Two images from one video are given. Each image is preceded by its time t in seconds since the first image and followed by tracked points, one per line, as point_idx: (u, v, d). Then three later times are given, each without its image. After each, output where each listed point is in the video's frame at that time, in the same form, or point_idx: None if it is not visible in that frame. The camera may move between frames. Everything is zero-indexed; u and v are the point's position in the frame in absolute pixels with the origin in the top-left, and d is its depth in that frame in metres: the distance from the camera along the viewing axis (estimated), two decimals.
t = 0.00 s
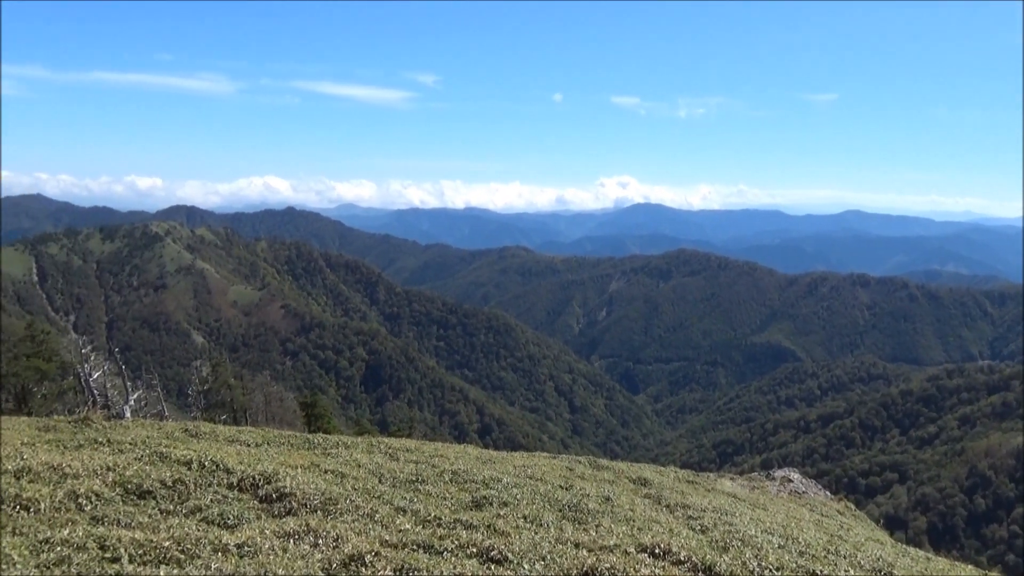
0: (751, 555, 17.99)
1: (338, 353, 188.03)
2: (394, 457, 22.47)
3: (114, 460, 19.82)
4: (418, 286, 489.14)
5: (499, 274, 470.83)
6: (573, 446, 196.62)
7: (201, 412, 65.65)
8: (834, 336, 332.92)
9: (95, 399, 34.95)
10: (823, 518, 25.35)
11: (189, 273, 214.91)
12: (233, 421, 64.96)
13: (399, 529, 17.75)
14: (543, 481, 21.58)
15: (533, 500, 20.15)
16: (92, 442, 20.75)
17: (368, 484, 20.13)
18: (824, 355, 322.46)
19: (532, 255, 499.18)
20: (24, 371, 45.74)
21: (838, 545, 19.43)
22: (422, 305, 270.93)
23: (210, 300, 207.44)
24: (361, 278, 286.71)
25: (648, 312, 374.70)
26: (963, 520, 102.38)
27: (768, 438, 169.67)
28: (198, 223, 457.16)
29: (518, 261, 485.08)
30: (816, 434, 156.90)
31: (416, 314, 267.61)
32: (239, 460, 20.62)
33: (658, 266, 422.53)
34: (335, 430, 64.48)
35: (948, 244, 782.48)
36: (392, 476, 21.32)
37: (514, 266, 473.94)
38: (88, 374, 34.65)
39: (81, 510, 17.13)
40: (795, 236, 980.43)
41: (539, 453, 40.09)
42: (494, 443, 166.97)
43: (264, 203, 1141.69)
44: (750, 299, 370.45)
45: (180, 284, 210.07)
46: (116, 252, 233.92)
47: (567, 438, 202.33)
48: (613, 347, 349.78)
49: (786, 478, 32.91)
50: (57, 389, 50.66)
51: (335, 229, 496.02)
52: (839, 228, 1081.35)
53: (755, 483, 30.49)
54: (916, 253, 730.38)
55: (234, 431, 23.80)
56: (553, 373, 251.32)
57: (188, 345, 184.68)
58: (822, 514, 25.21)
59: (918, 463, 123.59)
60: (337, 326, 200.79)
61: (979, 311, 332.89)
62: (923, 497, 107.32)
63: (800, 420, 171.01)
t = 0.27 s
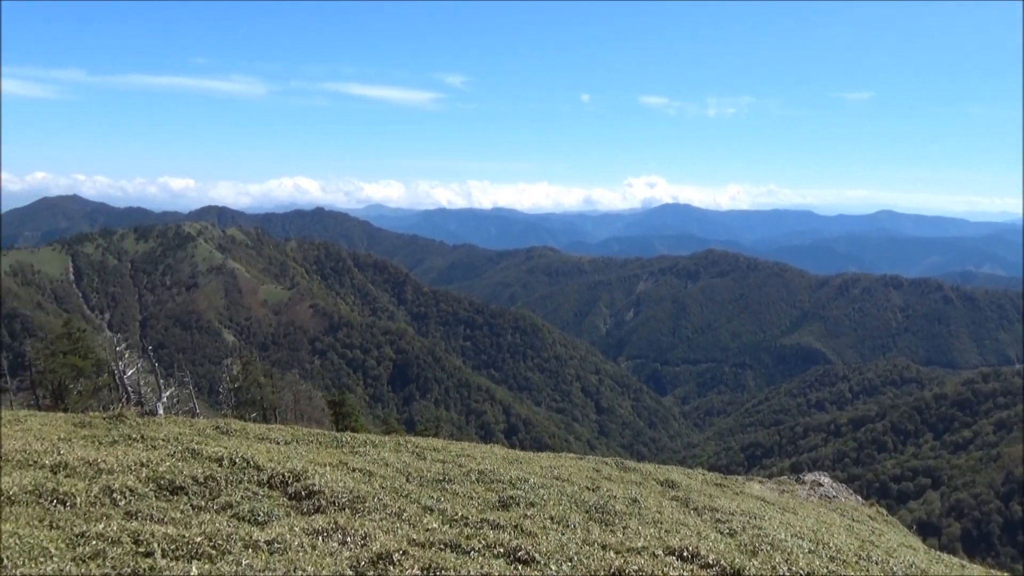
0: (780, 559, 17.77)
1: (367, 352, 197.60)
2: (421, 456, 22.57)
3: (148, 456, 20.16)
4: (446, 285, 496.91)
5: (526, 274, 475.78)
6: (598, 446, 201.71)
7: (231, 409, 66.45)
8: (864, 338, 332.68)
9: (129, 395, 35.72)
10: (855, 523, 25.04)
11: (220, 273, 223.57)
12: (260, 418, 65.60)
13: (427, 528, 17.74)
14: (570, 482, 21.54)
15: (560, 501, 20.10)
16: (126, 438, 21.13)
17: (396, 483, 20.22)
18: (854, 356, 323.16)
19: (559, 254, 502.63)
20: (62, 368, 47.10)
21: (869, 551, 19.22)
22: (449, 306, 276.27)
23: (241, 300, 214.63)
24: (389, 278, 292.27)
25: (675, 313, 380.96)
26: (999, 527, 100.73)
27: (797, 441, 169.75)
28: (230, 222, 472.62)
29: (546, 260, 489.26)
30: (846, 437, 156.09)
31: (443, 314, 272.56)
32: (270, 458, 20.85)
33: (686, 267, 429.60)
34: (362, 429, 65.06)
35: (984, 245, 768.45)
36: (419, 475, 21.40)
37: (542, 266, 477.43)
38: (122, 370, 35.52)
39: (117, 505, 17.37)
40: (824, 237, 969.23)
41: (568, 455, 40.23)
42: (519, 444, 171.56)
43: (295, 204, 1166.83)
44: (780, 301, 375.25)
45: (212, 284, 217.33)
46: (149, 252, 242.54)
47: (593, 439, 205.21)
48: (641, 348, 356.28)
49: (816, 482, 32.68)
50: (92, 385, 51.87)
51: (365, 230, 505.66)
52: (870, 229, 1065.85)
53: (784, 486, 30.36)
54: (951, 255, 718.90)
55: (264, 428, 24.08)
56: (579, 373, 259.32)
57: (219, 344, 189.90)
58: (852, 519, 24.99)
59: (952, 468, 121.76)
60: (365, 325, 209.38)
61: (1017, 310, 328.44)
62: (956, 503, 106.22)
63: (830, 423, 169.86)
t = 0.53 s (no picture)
0: (811, 561, 17.58)
1: (396, 350, 203.47)
2: (450, 454, 22.76)
3: (183, 451, 20.49)
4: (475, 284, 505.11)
5: (555, 273, 481.50)
6: (625, 446, 205.06)
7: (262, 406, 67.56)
8: (898, 339, 336.25)
9: (166, 390, 35.35)
10: (888, 527, 24.86)
11: (252, 270, 233.35)
12: (293, 414, 66.40)
13: (456, 525, 17.74)
14: (598, 482, 21.54)
15: (588, 500, 20.12)
16: (162, 433, 21.54)
17: (425, 480, 20.37)
18: (888, 357, 326.49)
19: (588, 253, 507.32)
20: (98, 365, 48.05)
21: (904, 554, 19.04)
22: (478, 305, 284.09)
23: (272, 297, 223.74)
24: (418, 276, 300.47)
25: (705, 312, 385.30)
26: None
27: (829, 443, 169.28)
28: (261, 222, 491.99)
29: (575, 258, 494.08)
30: (880, 440, 155.15)
31: (472, 314, 281.14)
32: (301, 454, 21.08)
33: (716, 267, 434.02)
34: (392, 426, 65.64)
35: None
36: (448, 473, 21.54)
37: (570, 265, 482.60)
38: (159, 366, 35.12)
39: (153, 499, 17.61)
40: (857, 236, 958.74)
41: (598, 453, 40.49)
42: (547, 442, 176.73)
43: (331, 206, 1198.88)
44: (812, 301, 375.02)
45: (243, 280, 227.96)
46: (183, 251, 255.92)
47: (621, 440, 208.68)
48: (670, 348, 361.37)
49: (848, 485, 32.51)
50: (128, 381, 52.90)
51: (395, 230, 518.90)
52: (905, 228, 1048.85)
53: (816, 489, 30.26)
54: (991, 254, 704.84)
55: (295, 425, 24.45)
56: (608, 372, 260.72)
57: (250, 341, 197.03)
58: (886, 522, 24.81)
59: (989, 472, 120.65)
60: (395, 324, 215.21)
61: None
62: (994, 506, 104.96)
63: (864, 425, 168.75)
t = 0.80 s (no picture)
0: (845, 568, 17.29)
1: (425, 349, 216.19)
2: (478, 452, 22.85)
3: (217, 446, 20.85)
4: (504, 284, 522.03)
5: (584, 273, 492.01)
6: (653, 447, 210.29)
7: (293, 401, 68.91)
8: (934, 342, 337.28)
9: (198, 386, 37.53)
10: (923, 533, 24.58)
11: (284, 269, 254.23)
12: (322, 412, 68.05)
13: (485, 524, 17.65)
14: (627, 483, 21.47)
15: (616, 501, 20.04)
16: (196, 427, 21.95)
17: (454, 479, 20.42)
18: (923, 361, 328.60)
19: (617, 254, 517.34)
20: (135, 360, 49.68)
21: (938, 561, 18.84)
22: (506, 305, 297.95)
23: (302, 295, 242.33)
24: (448, 276, 321.86)
25: (736, 313, 388.02)
26: None
27: (861, 447, 169.93)
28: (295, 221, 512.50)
29: (603, 259, 503.54)
30: (913, 444, 154.33)
31: (500, 313, 295.36)
32: (331, 451, 21.32)
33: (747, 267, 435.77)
34: (421, 425, 66.68)
35: None
36: (475, 471, 21.62)
37: (598, 265, 493.09)
38: (192, 364, 37.54)
39: (187, 492, 17.84)
40: (892, 236, 948.02)
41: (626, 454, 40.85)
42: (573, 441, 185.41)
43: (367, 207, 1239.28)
44: (844, 302, 373.27)
45: (275, 279, 247.80)
46: (217, 249, 279.36)
47: (649, 441, 213.84)
48: (699, 350, 367.06)
49: (882, 489, 32.37)
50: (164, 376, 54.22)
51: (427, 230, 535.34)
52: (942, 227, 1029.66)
53: (848, 493, 30.19)
54: None
55: (326, 421, 24.83)
56: (635, 373, 267.78)
57: (282, 339, 212.10)
58: (921, 529, 24.54)
59: None
60: (424, 324, 230.50)
61: None
62: None
63: (897, 430, 168.76)
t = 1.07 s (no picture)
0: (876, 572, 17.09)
1: (451, 348, 227.90)
2: (504, 452, 22.92)
3: (247, 442, 21.11)
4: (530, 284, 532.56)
5: (611, 274, 499.95)
6: (679, 449, 213.73)
7: (320, 399, 70.08)
8: (967, 347, 328.07)
9: (228, 382, 38.39)
10: (954, 540, 24.40)
11: (311, 268, 270.16)
12: (349, 408, 69.11)
13: (510, 523, 17.53)
14: (654, 484, 21.39)
15: (642, 503, 19.98)
16: (225, 425, 22.30)
17: (480, 478, 20.48)
18: (956, 365, 318.72)
19: (645, 255, 524.62)
20: (166, 355, 50.49)
21: (970, 569, 18.64)
22: (534, 305, 308.27)
23: (331, 294, 255.89)
24: (475, 277, 336.32)
25: (764, 314, 394.71)
26: None
27: (892, 452, 169.89)
28: (325, 221, 529.63)
29: (631, 260, 511.01)
30: (945, 450, 153.15)
31: (526, 313, 305.19)
32: (359, 448, 21.53)
33: (776, 269, 444.82)
34: (447, 422, 67.06)
35: None
36: (501, 471, 21.70)
37: (626, 266, 501.02)
38: (223, 360, 38.44)
39: (218, 487, 18.07)
40: (925, 237, 936.05)
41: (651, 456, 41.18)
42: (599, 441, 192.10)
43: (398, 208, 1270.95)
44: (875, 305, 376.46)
45: (305, 279, 261.28)
46: (247, 248, 297.83)
47: (676, 443, 217.75)
48: (727, 351, 374.14)
49: (913, 495, 32.07)
50: (195, 372, 55.08)
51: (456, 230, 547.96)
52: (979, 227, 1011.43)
53: (877, 499, 29.99)
54: None
55: (353, 419, 25.15)
56: (662, 374, 276.52)
57: (309, 337, 221.11)
58: (951, 535, 24.38)
59: None
60: (451, 324, 241.51)
61: None
62: None
63: (930, 435, 168.62)
